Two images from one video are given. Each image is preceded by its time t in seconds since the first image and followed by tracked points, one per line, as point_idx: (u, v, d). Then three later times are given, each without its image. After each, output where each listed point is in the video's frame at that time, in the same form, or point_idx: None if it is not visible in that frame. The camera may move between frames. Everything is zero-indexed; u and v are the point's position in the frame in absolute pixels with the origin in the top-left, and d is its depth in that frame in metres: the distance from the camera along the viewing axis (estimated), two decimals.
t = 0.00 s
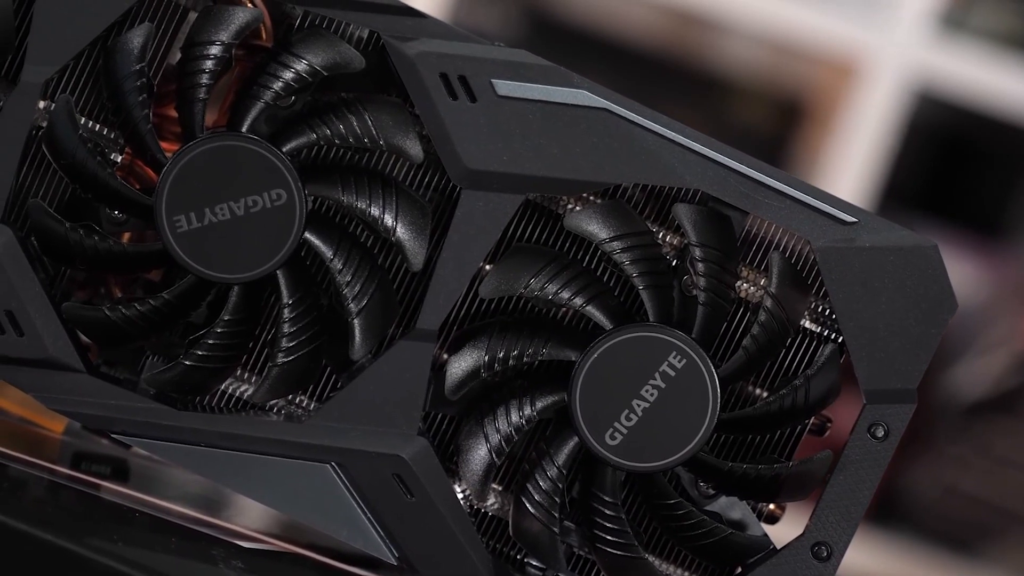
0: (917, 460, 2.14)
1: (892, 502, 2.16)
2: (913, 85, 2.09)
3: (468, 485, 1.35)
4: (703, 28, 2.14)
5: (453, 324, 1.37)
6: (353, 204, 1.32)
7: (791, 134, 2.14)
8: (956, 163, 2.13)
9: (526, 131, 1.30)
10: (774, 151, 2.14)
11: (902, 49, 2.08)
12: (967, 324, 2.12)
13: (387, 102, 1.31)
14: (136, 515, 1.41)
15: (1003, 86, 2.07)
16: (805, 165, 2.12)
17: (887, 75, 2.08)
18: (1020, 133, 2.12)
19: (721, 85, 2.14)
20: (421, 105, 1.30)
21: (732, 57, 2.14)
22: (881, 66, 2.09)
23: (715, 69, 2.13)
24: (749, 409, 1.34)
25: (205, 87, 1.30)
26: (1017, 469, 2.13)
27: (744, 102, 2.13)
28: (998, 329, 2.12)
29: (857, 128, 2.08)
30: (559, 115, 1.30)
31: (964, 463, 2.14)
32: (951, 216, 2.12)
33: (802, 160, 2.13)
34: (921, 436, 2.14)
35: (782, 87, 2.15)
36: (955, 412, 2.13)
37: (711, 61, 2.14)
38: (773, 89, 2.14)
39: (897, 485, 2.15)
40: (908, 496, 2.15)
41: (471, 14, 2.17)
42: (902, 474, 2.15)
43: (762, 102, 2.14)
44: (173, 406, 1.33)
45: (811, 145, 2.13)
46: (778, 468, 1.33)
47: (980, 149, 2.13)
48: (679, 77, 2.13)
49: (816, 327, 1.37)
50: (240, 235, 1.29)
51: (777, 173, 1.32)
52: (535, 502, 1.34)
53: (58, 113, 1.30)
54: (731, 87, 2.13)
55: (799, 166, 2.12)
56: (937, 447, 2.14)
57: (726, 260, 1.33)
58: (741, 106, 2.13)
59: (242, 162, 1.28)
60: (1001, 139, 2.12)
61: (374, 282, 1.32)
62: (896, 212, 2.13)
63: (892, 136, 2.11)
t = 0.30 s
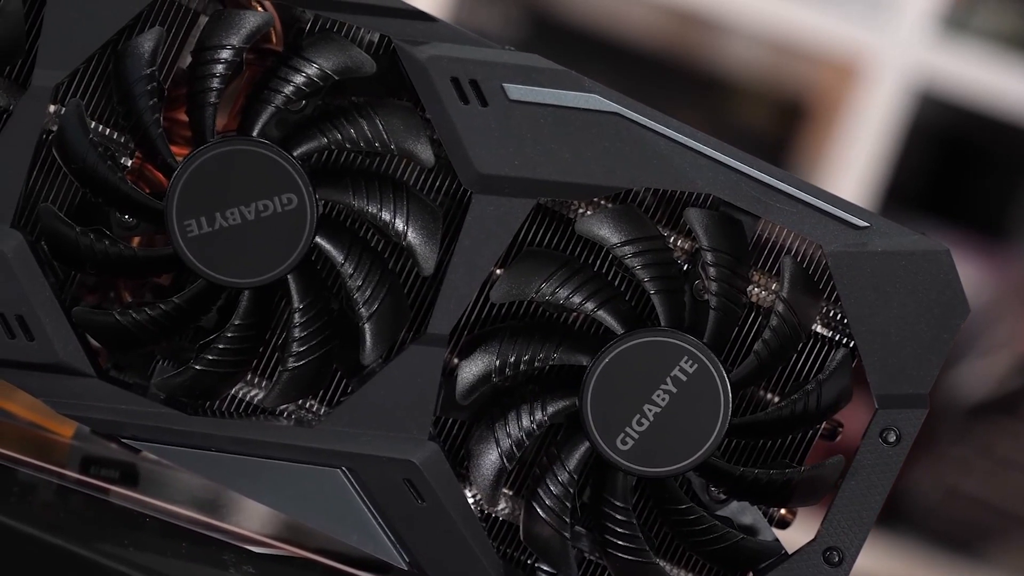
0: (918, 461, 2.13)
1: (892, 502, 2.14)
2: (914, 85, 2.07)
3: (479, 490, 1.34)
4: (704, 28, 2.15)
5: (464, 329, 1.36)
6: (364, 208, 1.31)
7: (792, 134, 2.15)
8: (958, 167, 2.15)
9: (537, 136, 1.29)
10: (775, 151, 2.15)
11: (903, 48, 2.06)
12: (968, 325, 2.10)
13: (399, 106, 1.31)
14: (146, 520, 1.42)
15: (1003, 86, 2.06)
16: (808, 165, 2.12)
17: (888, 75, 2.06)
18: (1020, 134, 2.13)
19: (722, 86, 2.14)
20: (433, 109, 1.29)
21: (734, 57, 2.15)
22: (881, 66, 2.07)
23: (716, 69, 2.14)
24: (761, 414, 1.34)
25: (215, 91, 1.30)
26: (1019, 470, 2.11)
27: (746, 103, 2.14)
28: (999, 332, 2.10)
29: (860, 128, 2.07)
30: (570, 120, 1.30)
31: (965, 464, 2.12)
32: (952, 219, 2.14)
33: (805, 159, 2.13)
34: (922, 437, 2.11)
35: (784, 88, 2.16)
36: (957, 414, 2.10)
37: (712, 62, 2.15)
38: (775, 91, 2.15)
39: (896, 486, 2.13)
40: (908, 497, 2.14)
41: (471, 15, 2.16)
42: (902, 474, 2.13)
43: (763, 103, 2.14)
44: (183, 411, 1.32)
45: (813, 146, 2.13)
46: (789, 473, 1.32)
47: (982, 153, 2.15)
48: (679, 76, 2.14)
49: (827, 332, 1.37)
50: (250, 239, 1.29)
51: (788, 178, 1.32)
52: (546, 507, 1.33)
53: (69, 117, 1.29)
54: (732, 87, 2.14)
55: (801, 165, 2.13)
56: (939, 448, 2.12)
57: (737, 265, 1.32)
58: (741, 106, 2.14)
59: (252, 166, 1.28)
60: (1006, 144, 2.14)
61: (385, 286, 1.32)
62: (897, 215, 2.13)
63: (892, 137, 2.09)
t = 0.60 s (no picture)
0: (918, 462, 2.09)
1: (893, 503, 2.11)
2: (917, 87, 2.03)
3: (489, 495, 1.34)
4: (704, 28, 2.15)
5: (475, 333, 1.36)
6: (374, 213, 1.31)
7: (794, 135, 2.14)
8: (963, 168, 2.15)
9: (547, 140, 1.29)
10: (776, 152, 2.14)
11: (906, 49, 2.02)
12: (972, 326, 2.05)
13: (408, 110, 1.31)
14: (155, 525, 1.42)
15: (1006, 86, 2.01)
16: (811, 165, 2.10)
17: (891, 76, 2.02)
18: (1021, 133, 2.12)
19: (722, 86, 2.15)
20: (443, 113, 1.29)
21: (736, 58, 2.15)
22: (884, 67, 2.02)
23: (719, 70, 2.15)
24: (772, 418, 1.33)
25: (225, 95, 1.30)
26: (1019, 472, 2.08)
27: (747, 103, 2.14)
28: (1002, 333, 2.06)
29: (862, 128, 2.02)
30: (581, 124, 1.30)
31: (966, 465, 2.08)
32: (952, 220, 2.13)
33: (807, 160, 2.11)
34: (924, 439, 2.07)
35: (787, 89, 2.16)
36: (960, 416, 2.06)
37: (714, 62, 2.16)
38: (777, 91, 2.15)
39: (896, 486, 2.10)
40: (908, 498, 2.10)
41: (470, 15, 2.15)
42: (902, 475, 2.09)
43: (764, 103, 2.15)
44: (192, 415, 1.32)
45: (817, 147, 2.11)
46: (800, 478, 1.32)
47: (985, 152, 2.15)
48: (681, 77, 2.14)
49: (838, 336, 1.36)
50: (260, 243, 1.29)
51: (800, 182, 1.31)
52: (556, 511, 1.33)
53: (78, 120, 1.29)
54: (733, 87, 2.15)
55: (803, 166, 2.11)
56: (939, 449, 2.08)
57: (748, 269, 1.32)
58: (742, 106, 2.14)
59: (262, 170, 1.28)
60: (1010, 144, 2.13)
61: (395, 290, 1.32)
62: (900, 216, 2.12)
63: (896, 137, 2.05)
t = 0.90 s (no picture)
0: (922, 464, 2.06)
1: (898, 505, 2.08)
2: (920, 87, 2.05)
3: (500, 499, 1.34)
4: (705, 28, 2.13)
5: (486, 337, 1.36)
6: (385, 217, 1.31)
7: (796, 135, 2.12)
8: (965, 168, 2.09)
9: (559, 144, 1.29)
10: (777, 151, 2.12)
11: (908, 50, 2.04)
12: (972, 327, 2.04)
13: (420, 114, 1.31)
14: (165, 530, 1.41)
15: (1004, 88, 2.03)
16: (815, 166, 2.09)
17: (892, 76, 2.04)
18: (1021, 133, 2.09)
19: (722, 87, 2.12)
20: (454, 118, 1.29)
21: (737, 57, 2.12)
22: (886, 67, 2.05)
23: (720, 71, 2.12)
24: (783, 423, 1.33)
25: (236, 99, 1.30)
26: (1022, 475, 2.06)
27: (749, 103, 2.11)
28: (1003, 334, 2.04)
29: (863, 128, 2.04)
30: (592, 128, 1.29)
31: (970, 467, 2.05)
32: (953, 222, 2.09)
33: (811, 160, 2.10)
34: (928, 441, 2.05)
35: (788, 90, 2.13)
36: (963, 417, 2.05)
37: (714, 62, 2.13)
38: (779, 91, 2.12)
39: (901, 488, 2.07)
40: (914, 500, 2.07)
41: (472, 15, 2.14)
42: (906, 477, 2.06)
43: (766, 103, 2.12)
44: (203, 420, 1.32)
45: (821, 147, 2.10)
46: (812, 482, 1.32)
47: (989, 154, 2.10)
48: (683, 77, 2.12)
49: (850, 341, 1.36)
50: (270, 247, 1.28)
51: (811, 186, 1.31)
52: (567, 516, 1.33)
53: (88, 125, 1.29)
54: (735, 88, 2.12)
55: (806, 166, 2.09)
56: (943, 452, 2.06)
57: (759, 273, 1.32)
58: (742, 107, 2.11)
59: (273, 175, 1.27)
60: (1012, 144, 2.09)
61: (406, 295, 1.32)
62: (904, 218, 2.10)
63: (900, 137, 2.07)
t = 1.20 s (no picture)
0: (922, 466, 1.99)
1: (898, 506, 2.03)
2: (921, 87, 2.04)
3: (510, 504, 1.34)
4: (705, 28, 2.13)
5: (497, 341, 1.36)
6: (395, 221, 1.31)
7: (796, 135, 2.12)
8: (967, 168, 2.12)
9: (570, 147, 1.29)
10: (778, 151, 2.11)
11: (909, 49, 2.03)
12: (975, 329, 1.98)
13: (430, 118, 1.31)
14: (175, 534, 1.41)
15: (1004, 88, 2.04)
16: (817, 167, 2.09)
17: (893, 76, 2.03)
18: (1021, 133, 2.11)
19: (721, 86, 2.12)
20: (464, 121, 1.29)
21: (737, 58, 2.13)
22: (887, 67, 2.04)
23: (720, 71, 2.12)
24: (794, 427, 1.33)
25: (246, 103, 1.29)
26: None
27: (750, 104, 2.11)
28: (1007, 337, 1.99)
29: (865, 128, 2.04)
30: (602, 132, 1.29)
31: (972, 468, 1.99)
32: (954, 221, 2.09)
33: (812, 161, 2.10)
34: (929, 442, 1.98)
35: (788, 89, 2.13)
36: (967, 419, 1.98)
37: (714, 62, 2.13)
38: (779, 91, 2.12)
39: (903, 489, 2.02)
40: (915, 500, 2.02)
41: (473, 16, 2.13)
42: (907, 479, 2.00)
43: (766, 102, 2.12)
44: (212, 424, 1.31)
45: (822, 147, 2.10)
46: (823, 487, 1.32)
47: (989, 153, 2.12)
48: (685, 78, 2.12)
49: (862, 345, 1.36)
50: (280, 252, 1.28)
51: (822, 190, 1.31)
52: (577, 521, 1.32)
53: (98, 129, 1.29)
54: (736, 88, 2.12)
55: (807, 165, 2.09)
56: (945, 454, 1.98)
57: (770, 277, 1.32)
58: (742, 107, 2.11)
59: (283, 179, 1.27)
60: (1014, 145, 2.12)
61: (416, 299, 1.32)
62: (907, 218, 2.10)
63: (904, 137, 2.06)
